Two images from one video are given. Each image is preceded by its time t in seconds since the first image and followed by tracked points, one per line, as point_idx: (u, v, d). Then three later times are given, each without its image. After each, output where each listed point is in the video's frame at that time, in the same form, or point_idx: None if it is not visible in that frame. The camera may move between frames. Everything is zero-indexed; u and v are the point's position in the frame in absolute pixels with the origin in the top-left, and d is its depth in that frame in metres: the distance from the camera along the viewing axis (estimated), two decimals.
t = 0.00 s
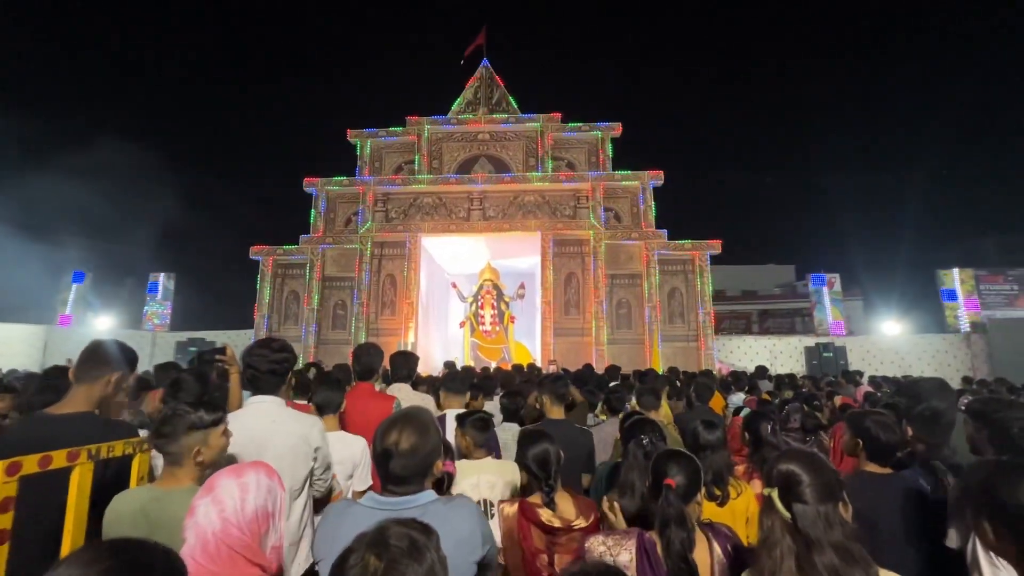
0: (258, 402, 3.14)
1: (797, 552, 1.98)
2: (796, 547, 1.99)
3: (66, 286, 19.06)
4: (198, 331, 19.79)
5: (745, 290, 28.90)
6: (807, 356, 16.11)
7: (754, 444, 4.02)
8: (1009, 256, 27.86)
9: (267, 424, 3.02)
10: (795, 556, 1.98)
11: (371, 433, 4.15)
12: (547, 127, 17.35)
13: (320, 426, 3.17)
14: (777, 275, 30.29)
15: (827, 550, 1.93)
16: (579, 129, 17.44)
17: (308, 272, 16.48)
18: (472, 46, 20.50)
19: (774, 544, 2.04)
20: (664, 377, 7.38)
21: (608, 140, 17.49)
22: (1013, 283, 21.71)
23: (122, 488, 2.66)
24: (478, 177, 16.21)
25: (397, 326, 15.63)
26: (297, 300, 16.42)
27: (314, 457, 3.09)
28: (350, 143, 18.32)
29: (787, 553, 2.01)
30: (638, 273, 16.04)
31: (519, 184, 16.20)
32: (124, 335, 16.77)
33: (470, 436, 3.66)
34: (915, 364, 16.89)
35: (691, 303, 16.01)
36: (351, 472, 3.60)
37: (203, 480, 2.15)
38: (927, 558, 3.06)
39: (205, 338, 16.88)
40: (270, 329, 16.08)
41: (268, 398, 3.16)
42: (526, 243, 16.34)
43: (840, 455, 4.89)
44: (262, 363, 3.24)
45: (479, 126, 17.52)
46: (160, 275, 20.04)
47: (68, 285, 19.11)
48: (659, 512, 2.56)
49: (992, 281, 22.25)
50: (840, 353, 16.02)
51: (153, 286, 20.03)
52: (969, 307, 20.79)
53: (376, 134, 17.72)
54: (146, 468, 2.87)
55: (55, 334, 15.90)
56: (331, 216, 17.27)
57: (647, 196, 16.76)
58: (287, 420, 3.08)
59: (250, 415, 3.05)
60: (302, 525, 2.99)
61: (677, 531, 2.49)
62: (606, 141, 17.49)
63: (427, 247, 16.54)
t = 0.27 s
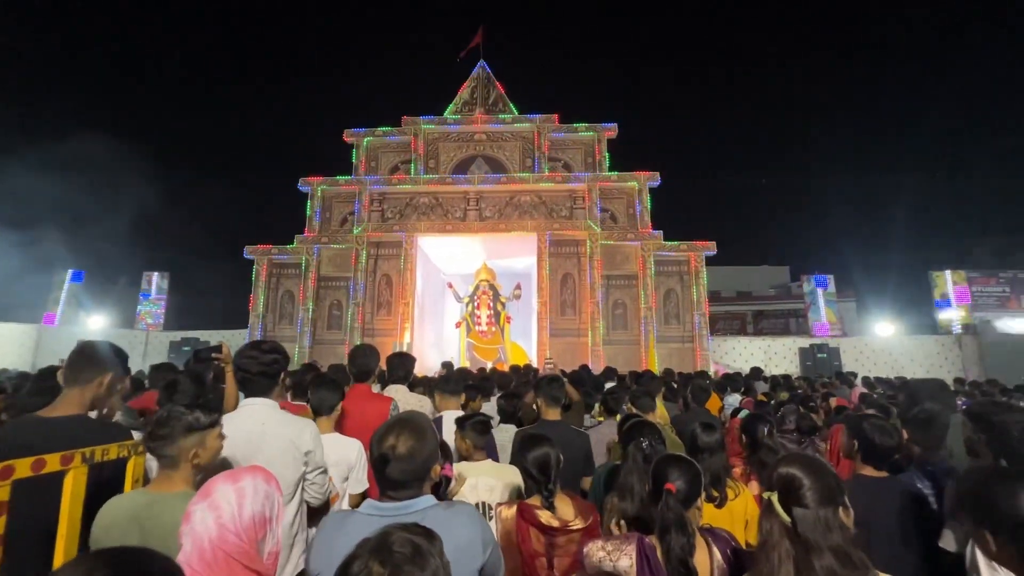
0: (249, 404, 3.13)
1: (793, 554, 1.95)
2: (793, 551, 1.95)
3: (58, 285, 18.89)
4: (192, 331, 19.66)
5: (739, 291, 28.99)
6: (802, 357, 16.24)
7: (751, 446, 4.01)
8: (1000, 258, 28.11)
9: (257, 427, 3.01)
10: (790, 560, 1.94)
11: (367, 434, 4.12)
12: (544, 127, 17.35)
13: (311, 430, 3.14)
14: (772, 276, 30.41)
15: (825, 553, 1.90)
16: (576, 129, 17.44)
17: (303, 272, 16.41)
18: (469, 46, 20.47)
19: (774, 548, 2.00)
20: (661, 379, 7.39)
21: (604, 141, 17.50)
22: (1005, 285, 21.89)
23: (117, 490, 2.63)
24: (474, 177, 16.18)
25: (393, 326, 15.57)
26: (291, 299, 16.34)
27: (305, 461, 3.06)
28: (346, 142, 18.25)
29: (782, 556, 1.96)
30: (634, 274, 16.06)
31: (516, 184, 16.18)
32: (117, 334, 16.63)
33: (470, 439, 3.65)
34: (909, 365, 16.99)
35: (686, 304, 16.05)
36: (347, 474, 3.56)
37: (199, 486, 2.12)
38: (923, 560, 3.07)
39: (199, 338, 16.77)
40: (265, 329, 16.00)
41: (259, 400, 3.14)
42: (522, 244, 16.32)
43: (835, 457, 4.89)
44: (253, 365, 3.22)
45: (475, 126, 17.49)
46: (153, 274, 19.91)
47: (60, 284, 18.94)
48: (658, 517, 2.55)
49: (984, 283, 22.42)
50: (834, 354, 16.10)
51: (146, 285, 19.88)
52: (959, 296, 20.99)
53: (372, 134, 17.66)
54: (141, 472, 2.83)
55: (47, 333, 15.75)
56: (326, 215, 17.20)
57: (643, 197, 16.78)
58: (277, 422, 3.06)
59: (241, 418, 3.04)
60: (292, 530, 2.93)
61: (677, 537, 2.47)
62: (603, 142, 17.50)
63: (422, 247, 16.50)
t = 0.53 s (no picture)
0: (237, 404, 3.15)
1: (794, 556, 1.95)
2: (795, 551, 1.96)
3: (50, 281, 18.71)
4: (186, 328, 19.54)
5: (735, 290, 29.07)
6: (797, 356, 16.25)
7: (749, 445, 4.02)
8: (992, 258, 28.31)
9: (239, 428, 3.03)
10: (791, 560, 1.94)
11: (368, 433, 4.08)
12: (541, 126, 17.32)
13: (295, 433, 3.11)
14: (767, 276, 30.50)
15: (826, 553, 1.90)
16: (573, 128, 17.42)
17: (298, 269, 16.33)
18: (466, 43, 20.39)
19: (777, 547, 1.99)
20: (658, 377, 7.39)
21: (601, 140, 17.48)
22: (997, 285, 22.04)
23: (112, 491, 2.60)
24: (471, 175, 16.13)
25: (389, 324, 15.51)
26: (287, 297, 16.26)
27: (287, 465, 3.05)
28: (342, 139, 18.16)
29: (786, 555, 1.97)
30: (630, 272, 16.07)
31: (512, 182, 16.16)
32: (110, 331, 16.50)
33: (468, 437, 3.63)
34: (903, 365, 17.08)
35: (683, 303, 16.07)
36: (343, 473, 3.53)
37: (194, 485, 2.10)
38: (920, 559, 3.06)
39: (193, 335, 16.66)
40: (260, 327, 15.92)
41: (246, 400, 3.15)
42: (519, 242, 16.30)
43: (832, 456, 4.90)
44: (237, 365, 3.19)
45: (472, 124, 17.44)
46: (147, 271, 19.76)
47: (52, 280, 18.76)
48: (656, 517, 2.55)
49: (976, 283, 22.56)
50: (828, 353, 16.16)
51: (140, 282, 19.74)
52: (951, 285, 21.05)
53: (368, 131, 17.57)
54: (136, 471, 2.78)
55: (39, 330, 15.63)
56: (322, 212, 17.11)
57: (640, 196, 16.79)
58: (261, 424, 3.07)
59: (227, 419, 3.07)
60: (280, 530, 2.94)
61: (675, 540, 2.46)
62: (600, 141, 17.48)
63: (418, 245, 16.45)
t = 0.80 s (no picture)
0: (228, 407, 3.17)
1: (795, 562, 1.97)
2: (796, 557, 1.98)
3: (45, 279, 18.61)
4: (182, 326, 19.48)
5: (732, 289, 29.14)
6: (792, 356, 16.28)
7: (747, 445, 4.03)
8: (987, 259, 28.47)
9: (227, 432, 3.04)
10: (791, 566, 1.97)
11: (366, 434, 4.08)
12: (538, 124, 17.30)
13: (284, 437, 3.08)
14: (763, 275, 30.59)
15: (827, 560, 1.93)
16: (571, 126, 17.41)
17: (295, 267, 16.29)
18: (464, 42, 20.35)
19: (780, 549, 2.02)
20: (655, 377, 7.40)
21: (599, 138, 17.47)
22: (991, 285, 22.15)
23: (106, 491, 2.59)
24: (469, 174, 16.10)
25: (386, 323, 15.49)
26: (283, 295, 16.23)
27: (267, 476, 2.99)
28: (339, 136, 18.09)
29: (787, 561, 1.98)
30: (627, 271, 16.08)
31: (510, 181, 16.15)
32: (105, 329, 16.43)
33: (462, 439, 3.62)
34: (898, 364, 17.16)
35: (679, 302, 16.10)
36: (342, 473, 3.52)
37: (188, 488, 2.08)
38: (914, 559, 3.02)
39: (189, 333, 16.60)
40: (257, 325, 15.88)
41: (237, 404, 3.16)
42: (516, 241, 16.29)
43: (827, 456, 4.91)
44: (224, 371, 3.23)
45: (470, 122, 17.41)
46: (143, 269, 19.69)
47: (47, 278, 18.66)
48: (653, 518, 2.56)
49: (971, 283, 22.67)
50: (824, 353, 16.21)
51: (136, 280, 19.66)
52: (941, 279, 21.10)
53: (366, 129, 17.52)
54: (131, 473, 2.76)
55: (34, 328, 15.56)
56: (319, 210, 17.07)
57: (637, 195, 16.79)
58: (250, 428, 3.07)
59: (217, 422, 3.09)
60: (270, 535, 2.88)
61: (672, 543, 2.47)
62: (598, 139, 17.47)
63: (416, 244, 16.42)
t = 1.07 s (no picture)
0: (228, 404, 3.16)
1: (790, 563, 1.94)
2: (791, 558, 1.95)
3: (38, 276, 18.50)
4: (177, 324, 19.43)
5: (727, 287, 29.20)
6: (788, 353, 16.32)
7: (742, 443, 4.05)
8: (981, 257, 28.57)
9: (225, 429, 3.03)
10: (786, 567, 1.94)
11: (366, 431, 4.10)
12: (535, 122, 17.28)
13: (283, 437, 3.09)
14: (759, 273, 30.64)
15: (821, 560, 1.93)
16: (567, 124, 17.39)
17: (291, 265, 16.25)
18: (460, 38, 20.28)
19: (776, 552, 1.98)
20: (651, 375, 7.43)
21: (596, 136, 17.47)
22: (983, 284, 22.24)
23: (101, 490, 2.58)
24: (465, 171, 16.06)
25: (382, 320, 15.47)
26: (279, 293, 16.21)
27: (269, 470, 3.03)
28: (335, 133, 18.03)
29: (782, 562, 1.95)
30: (624, 269, 16.09)
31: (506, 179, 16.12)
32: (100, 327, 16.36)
33: (458, 436, 3.62)
34: (891, 362, 17.24)
35: (675, 300, 16.13)
36: (341, 470, 3.52)
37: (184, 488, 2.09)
38: (908, 557, 3.04)
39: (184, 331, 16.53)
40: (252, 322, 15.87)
41: (238, 402, 3.15)
42: (513, 238, 16.28)
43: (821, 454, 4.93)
44: (225, 368, 3.20)
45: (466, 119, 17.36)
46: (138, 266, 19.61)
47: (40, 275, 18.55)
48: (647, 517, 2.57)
49: (964, 282, 22.77)
50: (819, 351, 16.11)
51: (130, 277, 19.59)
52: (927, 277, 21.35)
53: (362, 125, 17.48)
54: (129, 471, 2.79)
55: (27, 325, 15.49)
56: (315, 207, 17.02)
57: (633, 193, 16.81)
58: (248, 427, 3.07)
59: (218, 419, 3.07)
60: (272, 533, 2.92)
61: (666, 543, 2.48)
62: (594, 137, 17.46)
63: (412, 241, 16.40)
